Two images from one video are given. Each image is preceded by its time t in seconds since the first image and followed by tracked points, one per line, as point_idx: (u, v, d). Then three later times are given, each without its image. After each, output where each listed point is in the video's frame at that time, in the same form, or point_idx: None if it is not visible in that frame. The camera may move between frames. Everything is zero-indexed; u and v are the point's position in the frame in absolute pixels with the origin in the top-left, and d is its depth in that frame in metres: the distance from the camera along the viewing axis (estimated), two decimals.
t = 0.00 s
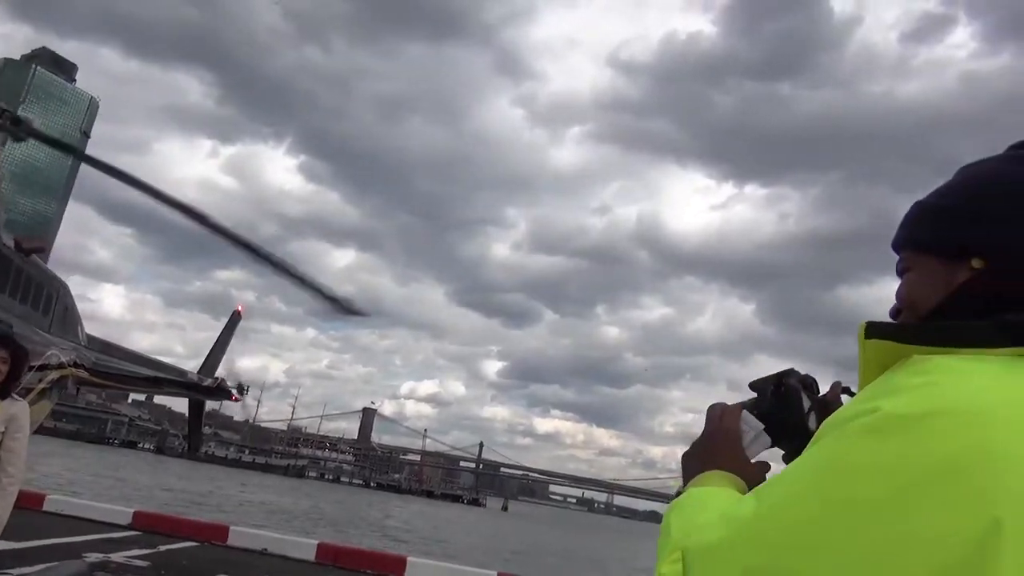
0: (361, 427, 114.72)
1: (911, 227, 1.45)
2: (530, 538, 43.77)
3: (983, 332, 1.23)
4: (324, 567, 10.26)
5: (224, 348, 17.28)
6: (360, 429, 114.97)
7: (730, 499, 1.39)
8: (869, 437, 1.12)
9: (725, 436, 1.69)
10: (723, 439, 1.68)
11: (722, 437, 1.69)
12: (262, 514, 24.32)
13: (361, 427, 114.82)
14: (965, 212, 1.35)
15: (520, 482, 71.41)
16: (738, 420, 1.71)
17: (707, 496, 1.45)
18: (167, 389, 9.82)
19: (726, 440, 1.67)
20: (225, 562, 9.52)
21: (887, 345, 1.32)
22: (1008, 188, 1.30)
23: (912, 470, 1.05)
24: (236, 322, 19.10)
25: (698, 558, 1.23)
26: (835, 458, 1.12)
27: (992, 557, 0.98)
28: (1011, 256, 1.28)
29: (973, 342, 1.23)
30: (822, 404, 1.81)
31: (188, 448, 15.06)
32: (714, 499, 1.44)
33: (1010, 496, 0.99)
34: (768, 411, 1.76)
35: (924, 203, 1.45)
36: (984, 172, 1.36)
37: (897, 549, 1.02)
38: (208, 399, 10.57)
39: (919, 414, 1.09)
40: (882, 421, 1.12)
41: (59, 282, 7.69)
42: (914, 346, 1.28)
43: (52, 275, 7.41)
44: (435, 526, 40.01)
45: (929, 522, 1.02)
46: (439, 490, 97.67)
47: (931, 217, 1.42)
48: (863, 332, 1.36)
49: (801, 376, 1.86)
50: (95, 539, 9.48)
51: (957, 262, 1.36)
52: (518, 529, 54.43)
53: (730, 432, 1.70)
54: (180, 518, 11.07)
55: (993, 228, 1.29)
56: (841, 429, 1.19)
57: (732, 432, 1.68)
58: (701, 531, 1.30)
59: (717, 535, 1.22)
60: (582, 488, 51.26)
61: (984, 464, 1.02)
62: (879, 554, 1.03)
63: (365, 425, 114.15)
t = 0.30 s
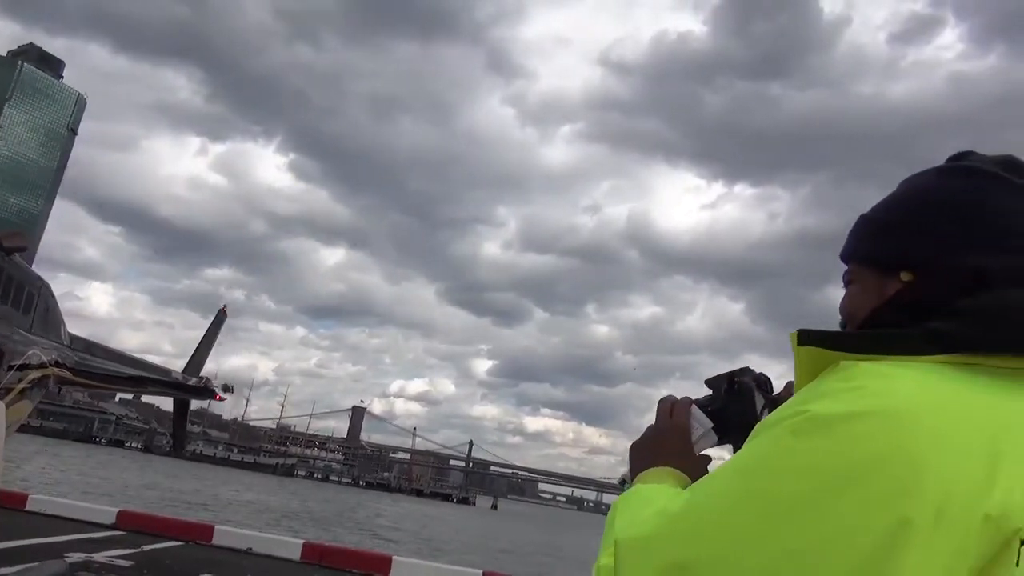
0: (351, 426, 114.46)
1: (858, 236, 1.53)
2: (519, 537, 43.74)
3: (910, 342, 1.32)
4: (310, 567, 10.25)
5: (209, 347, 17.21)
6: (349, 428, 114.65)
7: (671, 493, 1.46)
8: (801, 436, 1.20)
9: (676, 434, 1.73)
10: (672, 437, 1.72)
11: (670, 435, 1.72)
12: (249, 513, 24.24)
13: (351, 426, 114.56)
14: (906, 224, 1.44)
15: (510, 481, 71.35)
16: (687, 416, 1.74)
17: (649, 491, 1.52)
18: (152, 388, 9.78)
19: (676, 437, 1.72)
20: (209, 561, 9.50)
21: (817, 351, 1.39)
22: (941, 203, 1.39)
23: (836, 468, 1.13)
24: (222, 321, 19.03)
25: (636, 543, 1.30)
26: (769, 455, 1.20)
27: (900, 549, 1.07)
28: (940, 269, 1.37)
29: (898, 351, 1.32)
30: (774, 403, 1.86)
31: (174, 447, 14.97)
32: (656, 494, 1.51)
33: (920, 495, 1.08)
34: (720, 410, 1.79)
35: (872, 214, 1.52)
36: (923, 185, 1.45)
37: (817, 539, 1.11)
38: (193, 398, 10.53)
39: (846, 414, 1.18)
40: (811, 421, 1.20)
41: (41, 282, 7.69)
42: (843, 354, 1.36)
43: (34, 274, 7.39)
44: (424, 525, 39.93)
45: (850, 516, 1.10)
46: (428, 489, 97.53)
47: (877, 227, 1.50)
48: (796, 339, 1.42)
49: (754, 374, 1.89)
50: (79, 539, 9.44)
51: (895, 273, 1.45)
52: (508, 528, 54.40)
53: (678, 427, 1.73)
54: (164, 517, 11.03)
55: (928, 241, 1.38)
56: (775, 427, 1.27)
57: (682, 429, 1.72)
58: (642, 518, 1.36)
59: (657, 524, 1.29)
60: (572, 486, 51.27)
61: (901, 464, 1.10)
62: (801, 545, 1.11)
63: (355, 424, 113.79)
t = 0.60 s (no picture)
0: (345, 427, 114.17)
1: (820, 232, 1.61)
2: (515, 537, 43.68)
3: (866, 332, 1.36)
4: (303, 568, 10.23)
5: (200, 348, 17.15)
6: (345, 429, 114.20)
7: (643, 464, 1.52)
8: (757, 419, 1.25)
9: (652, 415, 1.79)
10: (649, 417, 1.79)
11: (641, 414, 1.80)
12: (244, 515, 24.17)
13: (345, 427, 114.27)
14: (868, 220, 1.52)
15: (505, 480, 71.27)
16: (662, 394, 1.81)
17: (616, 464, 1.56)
18: (142, 390, 9.76)
19: (650, 417, 1.79)
20: (202, 563, 9.47)
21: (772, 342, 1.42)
22: (905, 203, 1.47)
23: (783, 451, 1.19)
24: (212, 321, 18.96)
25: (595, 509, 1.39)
26: (725, 436, 1.26)
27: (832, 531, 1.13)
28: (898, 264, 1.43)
29: (851, 341, 1.36)
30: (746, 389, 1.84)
31: (165, 448, 14.92)
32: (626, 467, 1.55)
33: (861, 476, 1.13)
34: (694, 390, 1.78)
35: (833, 212, 1.60)
36: (886, 187, 1.53)
37: (755, 517, 1.17)
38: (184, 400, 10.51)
39: (800, 400, 1.23)
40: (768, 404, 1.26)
41: (29, 284, 7.68)
42: (798, 344, 1.39)
43: (21, 277, 7.38)
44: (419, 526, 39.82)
45: (789, 496, 1.16)
46: (423, 489, 97.42)
47: (837, 223, 1.58)
48: (753, 332, 1.46)
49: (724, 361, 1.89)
50: (71, 542, 9.41)
51: (856, 268, 1.52)
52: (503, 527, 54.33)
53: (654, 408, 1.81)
54: (156, 519, 10.99)
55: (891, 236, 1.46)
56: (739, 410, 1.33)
57: (658, 409, 1.78)
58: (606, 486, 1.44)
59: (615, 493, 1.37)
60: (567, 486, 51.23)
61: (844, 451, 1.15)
62: (738, 522, 1.18)
63: (349, 424, 113.52)
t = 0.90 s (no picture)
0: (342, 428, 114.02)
1: (756, 244, 1.63)
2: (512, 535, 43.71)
3: (824, 319, 1.39)
4: (298, 569, 10.21)
5: (192, 351, 17.07)
6: (341, 429, 114.06)
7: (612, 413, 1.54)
8: (713, 394, 1.30)
9: (644, 354, 1.71)
10: (641, 355, 1.71)
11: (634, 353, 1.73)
12: (240, 517, 24.11)
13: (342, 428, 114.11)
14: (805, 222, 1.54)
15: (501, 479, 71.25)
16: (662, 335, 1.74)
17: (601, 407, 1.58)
18: (134, 394, 9.71)
19: (643, 355, 1.71)
20: (196, 567, 9.46)
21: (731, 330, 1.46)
22: (844, 200, 1.52)
23: (733, 428, 1.25)
24: (203, 324, 18.88)
25: (548, 460, 1.44)
26: (680, 407, 1.31)
27: (769, 508, 1.21)
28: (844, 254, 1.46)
29: (811, 328, 1.39)
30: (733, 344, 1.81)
31: (159, 452, 14.87)
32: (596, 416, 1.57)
33: (816, 457, 1.20)
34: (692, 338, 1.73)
35: (766, 223, 1.62)
36: (822, 189, 1.57)
37: (698, 489, 1.24)
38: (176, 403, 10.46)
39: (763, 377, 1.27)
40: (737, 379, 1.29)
41: (18, 288, 7.62)
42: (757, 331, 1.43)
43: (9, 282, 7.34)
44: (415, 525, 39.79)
45: (734, 471, 1.22)
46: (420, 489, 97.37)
47: (772, 233, 1.60)
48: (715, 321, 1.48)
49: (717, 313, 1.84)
50: (65, 547, 9.38)
51: (804, 266, 1.53)
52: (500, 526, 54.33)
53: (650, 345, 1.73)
54: (150, 523, 10.96)
55: (831, 232, 1.49)
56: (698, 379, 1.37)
57: (653, 348, 1.71)
58: (565, 437, 1.48)
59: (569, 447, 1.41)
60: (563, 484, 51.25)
61: (791, 434, 1.21)
62: (682, 493, 1.25)
63: (346, 425, 113.36)
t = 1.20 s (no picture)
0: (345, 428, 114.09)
1: (728, 244, 1.61)
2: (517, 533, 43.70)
3: (798, 314, 1.40)
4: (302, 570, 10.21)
5: (192, 353, 17.06)
6: (344, 430, 114.13)
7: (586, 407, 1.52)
8: (685, 388, 1.29)
9: (647, 346, 1.68)
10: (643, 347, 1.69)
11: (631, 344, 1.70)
12: (245, 519, 24.16)
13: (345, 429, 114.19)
14: (776, 219, 1.53)
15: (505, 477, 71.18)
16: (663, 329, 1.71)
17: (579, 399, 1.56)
18: (135, 397, 9.71)
19: (644, 345, 1.68)
20: (199, 569, 9.47)
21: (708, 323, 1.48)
22: (815, 197, 1.50)
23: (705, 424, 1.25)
24: (203, 326, 18.87)
25: (518, 457, 1.42)
26: (653, 402, 1.30)
27: (740, 503, 1.22)
28: (817, 248, 1.45)
29: (785, 324, 1.40)
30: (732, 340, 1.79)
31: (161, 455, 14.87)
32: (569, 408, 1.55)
33: (790, 451, 1.21)
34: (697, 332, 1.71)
35: (736, 222, 1.60)
36: (791, 186, 1.56)
37: (672, 485, 1.24)
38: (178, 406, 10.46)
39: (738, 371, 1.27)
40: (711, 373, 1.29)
41: (18, 293, 7.66)
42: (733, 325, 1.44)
43: (7, 287, 7.34)
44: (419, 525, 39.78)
45: (704, 466, 1.23)
46: (424, 488, 97.39)
47: (744, 231, 1.58)
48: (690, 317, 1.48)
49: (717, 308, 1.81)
50: (69, 551, 9.40)
51: (777, 261, 1.52)
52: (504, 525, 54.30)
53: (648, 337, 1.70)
54: (153, 526, 10.98)
55: (804, 227, 1.47)
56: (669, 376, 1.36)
57: (653, 339, 1.69)
58: (538, 432, 1.46)
59: (537, 445, 1.39)
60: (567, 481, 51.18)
61: (762, 429, 1.22)
62: (655, 489, 1.25)
63: (349, 426, 113.37)
